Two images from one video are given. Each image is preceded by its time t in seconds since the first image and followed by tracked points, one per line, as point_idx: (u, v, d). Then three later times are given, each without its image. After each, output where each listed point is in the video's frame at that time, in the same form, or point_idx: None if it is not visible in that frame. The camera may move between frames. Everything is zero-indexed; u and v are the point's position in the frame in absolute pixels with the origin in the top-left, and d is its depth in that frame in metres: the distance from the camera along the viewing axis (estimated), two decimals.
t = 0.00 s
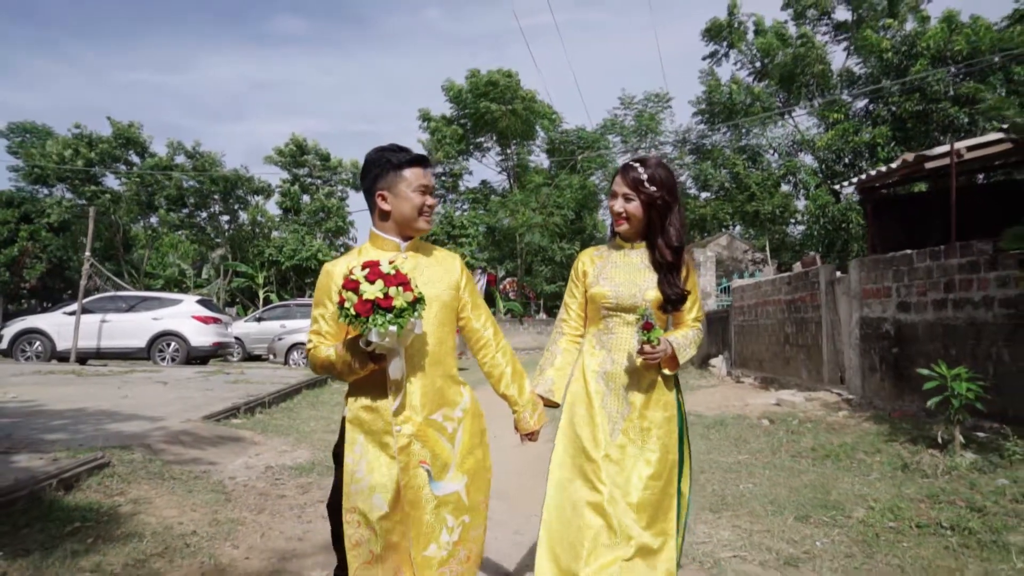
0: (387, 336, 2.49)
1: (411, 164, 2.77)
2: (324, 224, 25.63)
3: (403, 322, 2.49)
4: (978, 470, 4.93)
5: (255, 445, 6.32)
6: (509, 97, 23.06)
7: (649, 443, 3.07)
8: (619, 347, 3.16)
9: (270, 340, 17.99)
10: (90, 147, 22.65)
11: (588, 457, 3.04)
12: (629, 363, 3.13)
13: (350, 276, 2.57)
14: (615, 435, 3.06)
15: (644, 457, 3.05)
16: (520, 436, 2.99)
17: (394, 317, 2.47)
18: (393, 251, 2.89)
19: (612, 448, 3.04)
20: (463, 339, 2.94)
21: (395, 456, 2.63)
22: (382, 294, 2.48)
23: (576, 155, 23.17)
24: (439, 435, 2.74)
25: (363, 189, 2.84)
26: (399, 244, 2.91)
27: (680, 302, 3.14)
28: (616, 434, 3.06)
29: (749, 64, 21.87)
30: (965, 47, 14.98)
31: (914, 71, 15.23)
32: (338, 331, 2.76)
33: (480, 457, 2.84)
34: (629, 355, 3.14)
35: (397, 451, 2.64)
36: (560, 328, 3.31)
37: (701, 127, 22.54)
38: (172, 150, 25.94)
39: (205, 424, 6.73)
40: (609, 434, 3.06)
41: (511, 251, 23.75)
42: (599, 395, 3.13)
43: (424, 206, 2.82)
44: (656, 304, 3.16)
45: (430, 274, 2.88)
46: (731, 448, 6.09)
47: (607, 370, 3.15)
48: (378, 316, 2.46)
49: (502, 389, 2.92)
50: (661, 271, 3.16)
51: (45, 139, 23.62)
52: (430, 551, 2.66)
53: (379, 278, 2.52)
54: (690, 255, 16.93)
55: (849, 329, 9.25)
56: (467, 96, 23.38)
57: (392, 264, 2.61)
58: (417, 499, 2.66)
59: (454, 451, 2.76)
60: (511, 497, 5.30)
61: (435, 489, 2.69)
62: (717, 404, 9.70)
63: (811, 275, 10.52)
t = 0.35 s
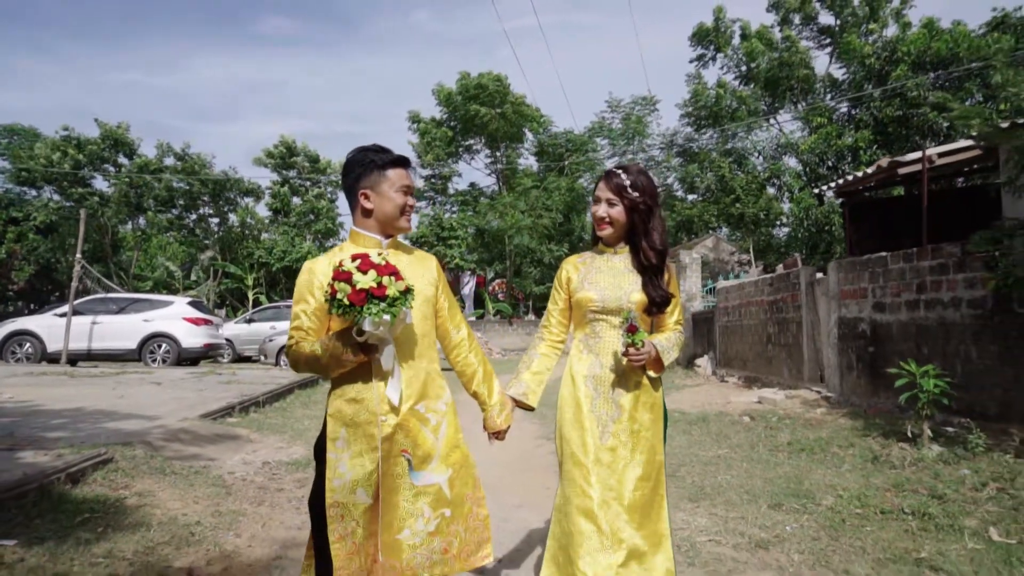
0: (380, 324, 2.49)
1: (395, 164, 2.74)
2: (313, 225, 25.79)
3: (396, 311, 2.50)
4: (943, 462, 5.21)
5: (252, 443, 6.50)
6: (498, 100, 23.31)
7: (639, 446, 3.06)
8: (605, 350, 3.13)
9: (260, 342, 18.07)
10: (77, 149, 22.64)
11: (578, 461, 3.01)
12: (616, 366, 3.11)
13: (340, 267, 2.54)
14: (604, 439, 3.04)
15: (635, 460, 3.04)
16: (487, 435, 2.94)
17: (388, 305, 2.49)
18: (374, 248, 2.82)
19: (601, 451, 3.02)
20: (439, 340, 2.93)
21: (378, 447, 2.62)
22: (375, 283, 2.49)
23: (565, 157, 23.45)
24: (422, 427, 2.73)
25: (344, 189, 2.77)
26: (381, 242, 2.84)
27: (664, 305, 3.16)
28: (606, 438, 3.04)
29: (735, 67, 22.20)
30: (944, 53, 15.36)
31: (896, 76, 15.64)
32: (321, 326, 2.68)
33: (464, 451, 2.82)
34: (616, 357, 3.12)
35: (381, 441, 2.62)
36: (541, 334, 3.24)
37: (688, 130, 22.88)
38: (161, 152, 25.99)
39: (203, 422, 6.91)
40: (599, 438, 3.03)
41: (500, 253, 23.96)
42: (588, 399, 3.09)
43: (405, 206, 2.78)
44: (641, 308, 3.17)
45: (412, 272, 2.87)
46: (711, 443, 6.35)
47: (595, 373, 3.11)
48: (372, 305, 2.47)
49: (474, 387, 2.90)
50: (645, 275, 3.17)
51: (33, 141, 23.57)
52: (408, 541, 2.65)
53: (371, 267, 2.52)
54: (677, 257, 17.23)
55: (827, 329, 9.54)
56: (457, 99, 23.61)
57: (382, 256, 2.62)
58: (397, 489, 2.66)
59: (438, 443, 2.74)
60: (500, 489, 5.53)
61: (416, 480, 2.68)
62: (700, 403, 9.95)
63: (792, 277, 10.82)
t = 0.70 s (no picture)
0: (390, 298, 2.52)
1: (392, 154, 2.70)
2: (306, 227, 26.00)
3: (405, 284, 2.52)
4: (913, 452, 5.49)
5: (252, 439, 6.71)
6: (490, 103, 23.53)
7: (636, 434, 3.02)
8: (598, 339, 3.13)
9: (254, 343, 18.18)
10: (69, 152, 22.66)
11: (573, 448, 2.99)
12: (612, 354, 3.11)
13: (348, 240, 2.53)
14: (600, 427, 3.00)
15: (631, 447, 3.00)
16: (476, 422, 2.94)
17: (398, 279, 2.51)
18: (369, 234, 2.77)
19: (596, 439, 2.98)
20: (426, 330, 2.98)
21: (373, 427, 2.67)
22: (386, 256, 2.49)
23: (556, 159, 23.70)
24: (416, 408, 2.79)
25: (342, 176, 2.74)
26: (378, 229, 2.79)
27: (649, 294, 3.20)
28: (602, 425, 3.01)
29: (724, 70, 22.47)
30: (927, 57, 15.67)
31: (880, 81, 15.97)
32: (315, 302, 2.69)
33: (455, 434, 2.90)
34: (609, 345, 3.12)
35: (375, 422, 2.68)
36: (528, 325, 3.24)
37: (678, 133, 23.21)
38: (153, 154, 26.06)
39: (203, 419, 7.11)
40: (594, 425, 3.00)
41: (492, 254, 24.19)
42: (582, 387, 3.06)
43: (403, 195, 2.76)
44: (629, 298, 3.19)
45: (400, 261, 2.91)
46: (696, 436, 6.62)
47: (589, 362, 3.10)
48: (383, 278, 2.47)
49: (460, 374, 2.94)
50: (633, 266, 3.19)
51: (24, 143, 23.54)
52: (413, 521, 2.69)
53: (381, 241, 2.54)
54: (666, 258, 17.50)
55: (811, 328, 9.81)
56: (449, 101, 23.82)
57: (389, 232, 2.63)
58: (395, 470, 2.70)
59: (431, 424, 2.81)
60: (493, 480, 5.77)
61: (415, 460, 2.73)
62: (688, 400, 10.23)
63: (777, 277, 11.10)
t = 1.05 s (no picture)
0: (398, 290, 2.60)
1: (398, 154, 2.67)
2: (303, 229, 26.26)
3: (413, 277, 2.59)
4: (894, 443, 5.73)
5: (256, 434, 6.92)
6: (485, 105, 23.76)
7: (624, 418, 3.20)
8: (587, 329, 3.31)
9: (252, 344, 18.31)
10: (67, 154, 22.72)
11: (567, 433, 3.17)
12: (602, 342, 3.29)
13: (359, 235, 2.58)
14: (590, 412, 3.20)
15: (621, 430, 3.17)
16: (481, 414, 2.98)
17: (406, 272, 2.57)
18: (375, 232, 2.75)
19: (587, 424, 3.18)
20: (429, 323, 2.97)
21: (376, 418, 2.65)
22: (396, 250, 2.55)
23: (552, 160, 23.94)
24: (417, 401, 2.78)
25: (347, 175, 2.69)
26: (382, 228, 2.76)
27: (638, 285, 3.32)
28: (591, 411, 3.20)
29: (718, 71, 22.70)
30: (916, 60, 15.96)
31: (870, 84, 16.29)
32: (322, 297, 2.70)
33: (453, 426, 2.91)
34: (600, 335, 3.29)
35: (378, 413, 2.66)
36: (524, 315, 3.39)
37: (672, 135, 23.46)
38: (151, 155, 26.23)
39: (208, 416, 7.32)
40: (585, 411, 3.20)
41: (488, 254, 24.37)
42: (573, 374, 3.25)
43: (406, 193, 2.74)
44: (618, 288, 3.33)
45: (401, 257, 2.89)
46: (686, 431, 6.85)
47: (579, 351, 3.29)
48: (393, 271, 2.54)
49: (464, 367, 2.94)
50: (622, 258, 3.32)
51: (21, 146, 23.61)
52: (420, 513, 2.66)
53: (391, 236, 2.58)
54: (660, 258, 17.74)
55: (800, 326, 10.04)
56: (445, 103, 24.03)
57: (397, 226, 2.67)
58: (400, 462, 2.65)
59: (433, 416, 2.81)
60: (490, 472, 5.98)
61: (417, 451, 2.72)
62: (680, 397, 10.45)
63: (767, 277, 11.34)
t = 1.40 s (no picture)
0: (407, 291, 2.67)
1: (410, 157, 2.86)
2: (306, 228, 26.61)
3: (421, 279, 2.68)
4: (881, 433, 5.96)
5: (267, 427, 7.18)
6: (486, 104, 23.96)
7: (617, 418, 3.24)
8: (584, 331, 3.37)
9: (258, 342, 18.54)
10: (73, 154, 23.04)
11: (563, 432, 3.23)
12: (598, 344, 3.33)
13: (372, 238, 2.70)
14: (586, 412, 3.25)
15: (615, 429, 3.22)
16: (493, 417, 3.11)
17: (415, 274, 2.67)
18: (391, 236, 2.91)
19: (582, 423, 3.23)
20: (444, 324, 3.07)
21: (384, 416, 2.73)
22: (405, 253, 2.66)
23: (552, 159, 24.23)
24: (424, 400, 2.85)
25: (363, 181, 2.89)
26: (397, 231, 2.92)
27: (636, 285, 3.38)
28: (587, 410, 3.26)
29: (717, 70, 22.87)
30: (912, 59, 16.17)
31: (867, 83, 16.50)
32: (339, 297, 2.86)
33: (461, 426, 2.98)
34: (597, 337, 3.34)
35: (387, 410, 2.74)
36: (530, 318, 3.50)
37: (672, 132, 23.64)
38: (155, 156, 26.47)
39: (221, 410, 7.57)
40: (580, 411, 3.25)
41: (490, 252, 24.47)
42: (570, 375, 3.32)
43: (420, 196, 2.93)
44: (618, 290, 3.38)
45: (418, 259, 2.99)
46: (682, 422, 7.10)
47: (577, 352, 3.35)
48: (402, 273, 2.63)
49: (477, 369, 3.04)
50: (619, 260, 3.37)
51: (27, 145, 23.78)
52: (418, 509, 2.74)
53: (402, 239, 2.69)
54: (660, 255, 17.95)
55: (795, 321, 10.28)
56: (446, 103, 24.24)
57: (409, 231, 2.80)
58: (404, 460, 2.73)
59: (439, 416, 2.87)
60: (493, 463, 6.22)
61: (421, 450, 2.79)
62: (679, 391, 10.68)
63: (764, 273, 11.58)
